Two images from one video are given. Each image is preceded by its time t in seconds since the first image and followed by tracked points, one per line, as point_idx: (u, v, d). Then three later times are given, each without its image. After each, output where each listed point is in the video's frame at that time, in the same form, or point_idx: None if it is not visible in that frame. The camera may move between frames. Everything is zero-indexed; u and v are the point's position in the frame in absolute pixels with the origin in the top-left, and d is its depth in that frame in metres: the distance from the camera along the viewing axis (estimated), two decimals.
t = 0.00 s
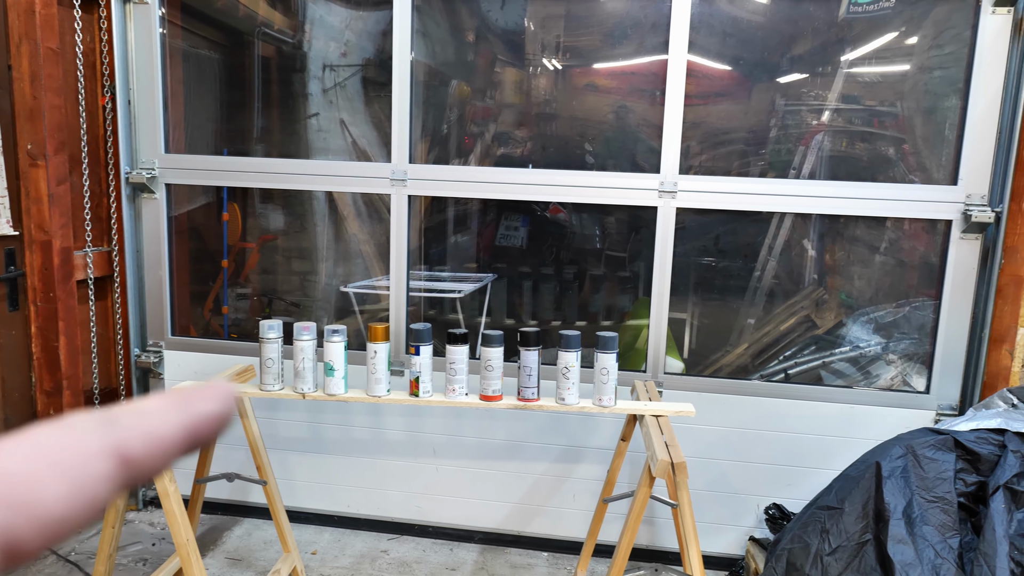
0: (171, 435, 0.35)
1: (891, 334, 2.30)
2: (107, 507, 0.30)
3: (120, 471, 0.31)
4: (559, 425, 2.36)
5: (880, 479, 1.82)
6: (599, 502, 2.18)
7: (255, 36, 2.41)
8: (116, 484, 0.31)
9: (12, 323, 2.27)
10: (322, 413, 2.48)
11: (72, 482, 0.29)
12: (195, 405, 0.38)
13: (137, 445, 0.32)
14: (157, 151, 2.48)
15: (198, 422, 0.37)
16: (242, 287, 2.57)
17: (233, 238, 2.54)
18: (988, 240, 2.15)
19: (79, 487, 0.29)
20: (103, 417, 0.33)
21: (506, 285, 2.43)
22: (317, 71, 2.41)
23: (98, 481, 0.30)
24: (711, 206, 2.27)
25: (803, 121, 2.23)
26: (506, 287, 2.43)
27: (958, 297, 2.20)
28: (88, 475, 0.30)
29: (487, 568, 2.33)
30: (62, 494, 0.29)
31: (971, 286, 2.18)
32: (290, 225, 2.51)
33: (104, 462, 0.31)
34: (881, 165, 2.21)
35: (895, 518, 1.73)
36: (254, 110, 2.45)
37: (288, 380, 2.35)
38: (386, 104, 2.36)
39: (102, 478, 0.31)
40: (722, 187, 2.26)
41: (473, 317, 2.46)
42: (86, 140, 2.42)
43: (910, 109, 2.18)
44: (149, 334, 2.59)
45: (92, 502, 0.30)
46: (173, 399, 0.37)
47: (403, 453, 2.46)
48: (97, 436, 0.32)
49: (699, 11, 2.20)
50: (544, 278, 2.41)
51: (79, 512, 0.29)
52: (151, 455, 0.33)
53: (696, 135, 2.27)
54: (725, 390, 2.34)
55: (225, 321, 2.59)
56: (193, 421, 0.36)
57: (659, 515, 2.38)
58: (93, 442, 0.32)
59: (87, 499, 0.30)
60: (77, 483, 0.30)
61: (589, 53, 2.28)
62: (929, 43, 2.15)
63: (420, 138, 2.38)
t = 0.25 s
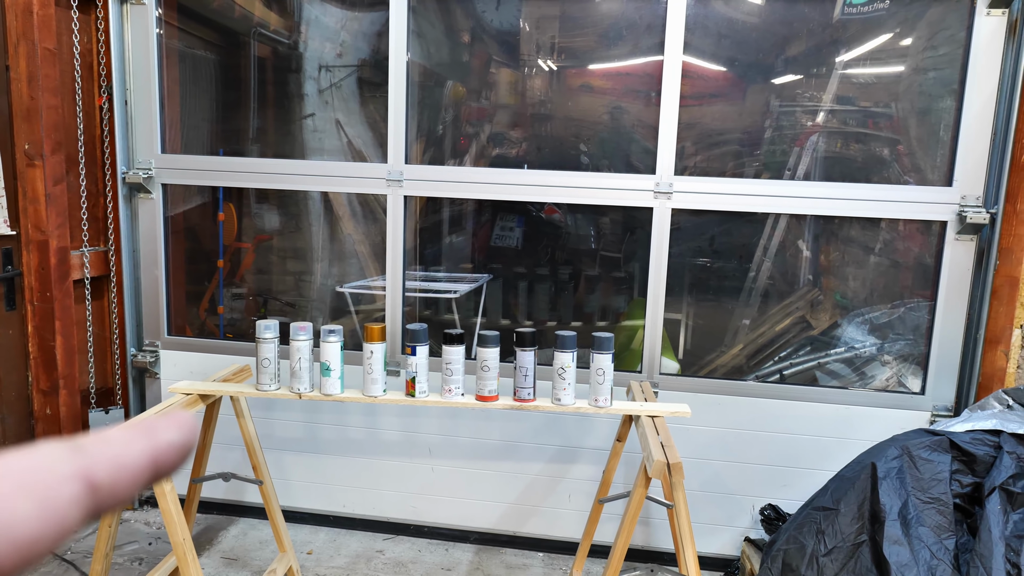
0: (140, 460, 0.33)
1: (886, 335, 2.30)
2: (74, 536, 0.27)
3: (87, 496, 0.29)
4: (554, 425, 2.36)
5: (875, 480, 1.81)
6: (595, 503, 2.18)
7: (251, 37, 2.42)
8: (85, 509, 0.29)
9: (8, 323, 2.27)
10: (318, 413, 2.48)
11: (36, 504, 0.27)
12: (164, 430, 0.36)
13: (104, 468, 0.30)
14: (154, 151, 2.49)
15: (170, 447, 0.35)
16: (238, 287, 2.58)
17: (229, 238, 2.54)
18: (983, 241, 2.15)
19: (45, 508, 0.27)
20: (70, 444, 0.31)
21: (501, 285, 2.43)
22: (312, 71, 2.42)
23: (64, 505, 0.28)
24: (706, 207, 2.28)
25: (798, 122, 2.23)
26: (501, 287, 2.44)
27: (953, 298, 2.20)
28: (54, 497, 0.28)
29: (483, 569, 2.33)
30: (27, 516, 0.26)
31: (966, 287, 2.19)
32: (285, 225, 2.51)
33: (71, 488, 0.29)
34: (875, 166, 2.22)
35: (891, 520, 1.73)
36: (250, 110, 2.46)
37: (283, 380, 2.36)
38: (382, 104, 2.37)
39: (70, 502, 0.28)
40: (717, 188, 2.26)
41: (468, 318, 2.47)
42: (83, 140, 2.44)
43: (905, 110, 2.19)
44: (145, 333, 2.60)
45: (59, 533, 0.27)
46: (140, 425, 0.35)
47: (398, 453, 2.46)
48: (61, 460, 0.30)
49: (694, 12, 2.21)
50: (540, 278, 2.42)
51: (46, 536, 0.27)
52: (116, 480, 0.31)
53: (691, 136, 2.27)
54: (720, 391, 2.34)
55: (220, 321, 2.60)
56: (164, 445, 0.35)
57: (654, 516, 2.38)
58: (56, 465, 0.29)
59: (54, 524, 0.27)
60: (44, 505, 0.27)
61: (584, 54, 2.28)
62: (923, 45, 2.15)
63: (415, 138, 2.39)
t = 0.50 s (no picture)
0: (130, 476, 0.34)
1: (885, 336, 2.29)
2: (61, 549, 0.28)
3: (77, 511, 0.30)
4: (553, 426, 2.37)
5: (875, 481, 1.81)
6: (593, 503, 2.18)
7: (250, 37, 2.43)
8: (73, 524, 0.30)
9: (9, 322, 2.27)
10: (317, 413, 2.49)
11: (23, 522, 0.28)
12: (156, 446, 0.38)
13: (93, 485, 0.32)
14: (154, 152, 2.50)
15: (160, 463, 0.37)
16: (237, 287, 2.58)
17: (228, 238, 2.55)
18: (983, 242, 2.15)
19: (31, 525, 0.28)
20: (61, 458, 0.33)
21: (500, 285, 2.44)
22: (312, 72, 2.42)
23: (51, 522, 0.29)
24: (705, 208, 2.27)
25: (797, 123, 2.23)
26: (500, 288, 2.44)
27: (952, 299, 2.20)
28: (42, 515, 0.29)
29: (482, 569, 2.34)
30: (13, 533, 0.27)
31: (965, 288, 2.18)
32: (284, 226, 2.52)
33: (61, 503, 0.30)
34: (874, 167, 2.22)
35: (890, 521, 1.73)
36: (249, 111, 2.46)
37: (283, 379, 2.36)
38: (381, 105, 2.37)
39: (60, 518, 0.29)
40: (716, 189, 2.26)
41: (467, 318, 2.47)
42: (83, 141, 2.45)
43: (904, 111, 2.18)
44: (145, 333, 2.61)
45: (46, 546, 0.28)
46: (132, 442, 0.36)
47: (397, 453, 2.47)
48: (52, 476, 0.31)
49: (693, 13, 2.21)
50: (538, 279, 2.42)
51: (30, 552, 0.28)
52: (108, 496, 0.32)
53: (690, 136, 2.27)
54: (719, 392, 2.34)
55: (220, 321, 2.60)
56: (154, 462, 0.36)
57: (653, 516, 2.38)
58: (48, 481, 0.30)
59: (39, 539, 0.28)
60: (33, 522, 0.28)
61: (583, 55, 2.28)
62: (923, 45, 2.15)
63: (415, 139, 2.39)
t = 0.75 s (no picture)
0: (104, 549, 0.35)
1: (885, 336, 2.29)
2: None
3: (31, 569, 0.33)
4: (552, 426, 2.37)
5: (874, 481, 1.81)
6: (593, 504, 2.18)
7: (250, 38, 2.43)
8: None
9: (8, 323, 2.27)
10: (316, 414, 2.49)
11: None
12: (145, 523, 0.38)
13: (54, 546, 0.34)
14: (153, 152, 2.50)
15: (141, 541, 0.36)
16: (237, 288, 2.58)
17: (227, 239, 2.55)
18: (982, 242, 2.15)
19: None
20: (45, 517, 0.37)
21: (499, 286, 2.44)
22: (311, 73, 2.42)
23: None
24: (704, 208, 2.28)
25: (797, 123, 2.23)
26: (500, 288, 2.44)
27: (951, 300, 2.20)
28: None
29: (481, 569, 2.34)
30: None
31: (965, 288, 2.19)
32: (284, 226, 2.52)
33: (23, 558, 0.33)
34: (874, 167, 2.22)
35: (890, 521, 1.73)
36: (249, 111, 2.46)
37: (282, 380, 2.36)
38: (380, 105, 2.37)
39: None
40: (715, 189, 2.26)
41: (466, 318, 2.47)
42: (82, 141, 2.44)
43: (903, 112, 2.19)
44: (144, 334, 2.62)
45: None
46: (118, 518, 0.37)
47: (397, 454, 2.47)
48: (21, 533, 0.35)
49: (693, 13, 2.21)
50: (538, 279, 2.42)
51: None
52: (70, 560, 0.34)
53: (689, 137, 2.27)
54: (718, 392, 2.34)
55: (219, 321, 2.60)
56: (135, 538, 0.36)
57: (652, 517, 2.38)
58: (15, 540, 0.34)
59: None
60: None
61: (583, 55, 2.28)
62: (922, 46, 2.15)
63: (414, 139, 2.39)
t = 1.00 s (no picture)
0: None
1: (884, 336, 2.29)
2: None
3: None
4: (552, 427, 2.37)
5: (874, 481, 1.81)
6: (592, 504, 2.18)
7: (249, 39, 2.43)
8: None
9: (8, 324, 2.28)
10: (316, 415, 2.49)
11: None
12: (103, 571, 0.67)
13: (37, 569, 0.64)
14: (153, 152, 2.49)
15: None
16: (236, 288, 2.58)
17: (227, 240, 2.55)
18: (981, 242, 2.16)
19: None
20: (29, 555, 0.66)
21: (498, 286, 2.44)
22: (311, 73, 2.43)
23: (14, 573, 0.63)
24: (703, 209, 2.28)
25: (796, 124, 2.24)
26: (499, 289, 2.44)
27: (950, 300, 2.20)
28: None
29: (480, 570, 2.34)
30: None
31: (963, 288, 2.19)
32: (283, 227, 2.52)
33: None
34: (873, 168, 2.22)
35: (889, 521, 1.73)
36: (248, 112, 2.47)
37: (281, 380, 2.36)
38: (379, 106, 2.38)
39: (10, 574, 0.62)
40: (714, 190, 2.26)
41: (466, 319, 2.47)
42: (82, 142, 2.46)
43: (902, 112, 2.19)
44: (144, 334, 2.60)
45: None
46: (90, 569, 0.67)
47: (396, 454, 2.47)
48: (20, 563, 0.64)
49: (692, 14, 2.22)
50: (537, 280, 2.42)
51: None
52: None
53: (688, 137, 2.27)
54: (717, 392, 2.34)
55: (218, 322, 2.60)
56: None
57: (652, 517, 2.38)
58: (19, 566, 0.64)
59: None
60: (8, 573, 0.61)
61: (582, 56, 2.29)
62: (921, 46, 2.15)
63: (413, 140, 2.39)
